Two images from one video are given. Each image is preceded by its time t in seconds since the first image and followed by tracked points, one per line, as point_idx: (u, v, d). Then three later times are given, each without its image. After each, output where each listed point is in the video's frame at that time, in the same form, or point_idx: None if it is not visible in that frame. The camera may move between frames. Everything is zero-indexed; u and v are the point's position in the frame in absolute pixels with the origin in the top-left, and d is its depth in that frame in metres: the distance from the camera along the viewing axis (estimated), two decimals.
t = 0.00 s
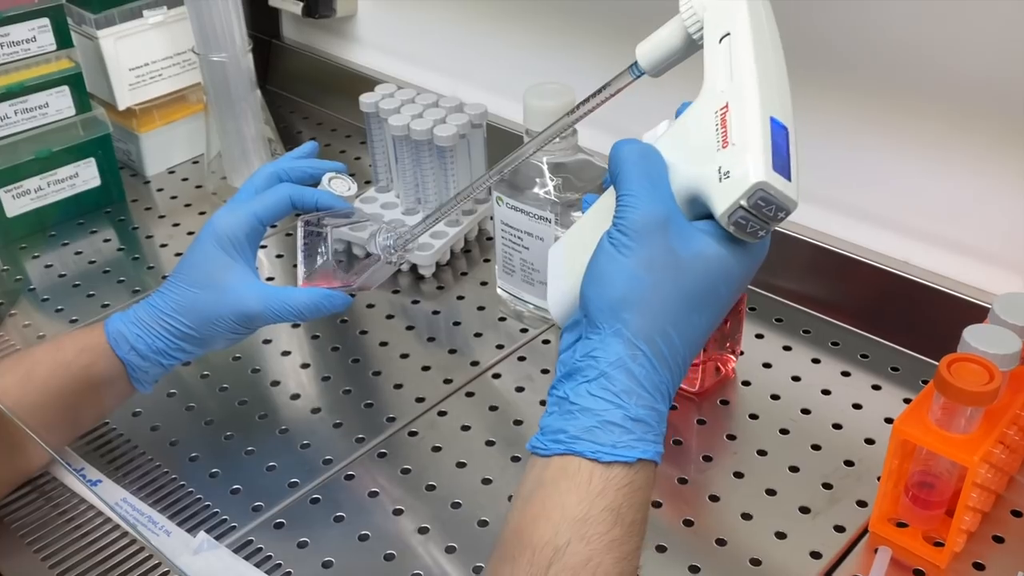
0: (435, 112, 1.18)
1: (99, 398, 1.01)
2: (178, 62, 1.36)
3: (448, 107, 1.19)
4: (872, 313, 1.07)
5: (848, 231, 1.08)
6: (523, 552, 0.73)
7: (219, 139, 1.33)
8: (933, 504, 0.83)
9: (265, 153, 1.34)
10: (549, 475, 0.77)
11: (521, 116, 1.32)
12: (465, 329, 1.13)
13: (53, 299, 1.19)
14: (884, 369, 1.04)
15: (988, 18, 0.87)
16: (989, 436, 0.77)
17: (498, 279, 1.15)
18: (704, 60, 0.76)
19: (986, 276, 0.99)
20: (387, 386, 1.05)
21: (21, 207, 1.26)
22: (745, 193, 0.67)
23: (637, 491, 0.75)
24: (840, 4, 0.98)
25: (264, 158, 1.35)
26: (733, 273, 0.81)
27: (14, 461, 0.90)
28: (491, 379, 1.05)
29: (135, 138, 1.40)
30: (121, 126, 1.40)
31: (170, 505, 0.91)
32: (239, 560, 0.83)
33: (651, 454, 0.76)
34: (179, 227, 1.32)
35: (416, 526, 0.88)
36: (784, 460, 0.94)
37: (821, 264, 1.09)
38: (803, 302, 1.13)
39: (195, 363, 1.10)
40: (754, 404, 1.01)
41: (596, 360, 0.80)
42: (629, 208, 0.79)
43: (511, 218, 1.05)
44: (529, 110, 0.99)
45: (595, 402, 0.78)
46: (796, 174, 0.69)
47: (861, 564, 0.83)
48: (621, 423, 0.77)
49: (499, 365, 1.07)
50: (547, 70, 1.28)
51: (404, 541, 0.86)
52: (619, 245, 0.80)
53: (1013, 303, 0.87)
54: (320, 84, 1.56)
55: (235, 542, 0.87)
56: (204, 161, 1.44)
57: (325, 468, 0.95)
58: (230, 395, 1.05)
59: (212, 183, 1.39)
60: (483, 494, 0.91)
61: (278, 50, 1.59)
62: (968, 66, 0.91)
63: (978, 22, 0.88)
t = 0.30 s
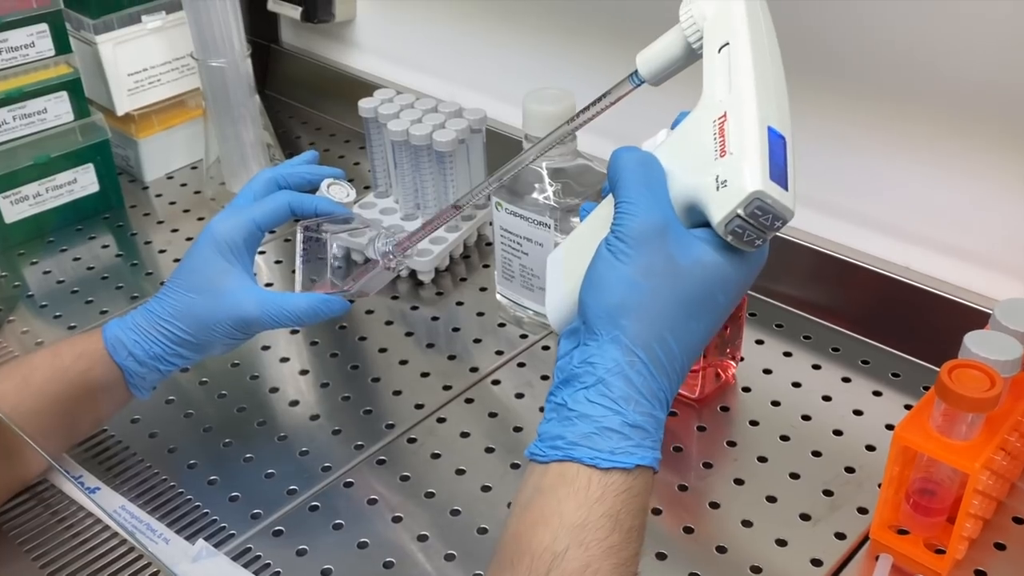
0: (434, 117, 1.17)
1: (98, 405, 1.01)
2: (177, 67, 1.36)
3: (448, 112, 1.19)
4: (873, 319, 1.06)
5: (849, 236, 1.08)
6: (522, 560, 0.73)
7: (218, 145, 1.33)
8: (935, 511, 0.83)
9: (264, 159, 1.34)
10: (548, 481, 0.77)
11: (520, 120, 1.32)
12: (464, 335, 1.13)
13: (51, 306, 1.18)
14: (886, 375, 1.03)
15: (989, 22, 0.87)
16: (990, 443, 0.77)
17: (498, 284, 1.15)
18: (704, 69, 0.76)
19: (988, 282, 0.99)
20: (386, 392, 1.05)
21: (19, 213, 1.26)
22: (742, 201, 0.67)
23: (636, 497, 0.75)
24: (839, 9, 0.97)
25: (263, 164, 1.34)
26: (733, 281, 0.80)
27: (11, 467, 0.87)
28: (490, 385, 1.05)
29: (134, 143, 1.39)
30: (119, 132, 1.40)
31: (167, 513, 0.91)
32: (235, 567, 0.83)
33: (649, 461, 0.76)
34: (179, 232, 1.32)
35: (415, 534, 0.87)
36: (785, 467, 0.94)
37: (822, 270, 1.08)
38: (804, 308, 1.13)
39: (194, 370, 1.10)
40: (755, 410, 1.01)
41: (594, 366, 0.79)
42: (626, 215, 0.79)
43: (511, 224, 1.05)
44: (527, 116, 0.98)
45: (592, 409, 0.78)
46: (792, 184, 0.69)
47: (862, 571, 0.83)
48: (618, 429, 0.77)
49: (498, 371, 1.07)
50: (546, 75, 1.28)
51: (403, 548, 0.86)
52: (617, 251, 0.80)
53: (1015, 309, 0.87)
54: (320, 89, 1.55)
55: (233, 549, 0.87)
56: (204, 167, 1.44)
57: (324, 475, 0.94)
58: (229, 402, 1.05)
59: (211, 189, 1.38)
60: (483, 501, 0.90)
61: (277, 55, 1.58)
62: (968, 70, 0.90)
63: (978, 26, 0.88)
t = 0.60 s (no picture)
0: (436, 121, 1.17)
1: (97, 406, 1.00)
2: (177, 70, 1.36)
3: (449, 117, 1.19)
4: (875, 324, 1.06)
5: (851, 241, 1.08)
6: None
7: (218, 148, 1.32)
8: (936, 516, 0.82)
9: (264, 162, 1.34)
10: (566, 498, 0.77)
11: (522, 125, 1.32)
12: (465, 340, 1.13)
13: (50, 308, 1.18)
14: (887, 381, 1.03)
15: (993, 28, 0.87)
16: (992, 448, 0.77)
17: (499, 289, 1.15)
18: (720, 59, 0.76)
19: (989, 287, 0.99)
20: (387, 397, 1.04)
21: (19, 215, 1.26)
22: (769, 196, 0.66)
23: (658, 517, 0.74)
24: (843, 15, 0.98)
25: (263, 167, 1.34)
26: (761, 285, 0.80)
27: (10, 468, 0.88)
28: (491, 389, 1.05)
29: (133, 146, 1.39)
30: (119, 135, 1.40)
31: (166, 516, 0.90)
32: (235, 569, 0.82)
33: (671, 478, 0.75)
34: (178, 235, 1.32)
35: (415, 538, 0.87)
36: (787, 472, 0.94)
37: (823, 275, 1.08)
38: (805, 313, 1.13)
39: (193, 373, 1.09)
40: (756, 415, 1.01)
41: (617, 378, 0.80)
42: (647, 219, 0.79)
43: (512, 228, 1.05)
44: (530, 120, 0.98)
45: (614, 422, 0.78)
46: (823, 175, 0.68)
47: None
48: (639, 444, 0.77)
49: (499, 376, 1.07)
50: (547, 79, 1.28)
51: (403, 553, 0.86)
52: (639, 258, 0.80)
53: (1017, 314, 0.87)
54: (320, 93, 1.55)
55: (233, 553, 0.86)
56: (203, 170, 1.43)
57: (324, 478, 0.94)
58: (228, 405, 1.04)
59: (212, 193, 1.36)
60: (485, 505, 0.90)
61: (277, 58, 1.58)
62: (972, 76, 0.91)
63: (982, 31, 0.88)
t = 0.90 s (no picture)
0: (439, 120, 1.17)
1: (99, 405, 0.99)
2: (180, 68, 1.35)
3: (453, 116, 1.19)
4: (879, 325, 1.06)
5: (855, 242, 1.08)
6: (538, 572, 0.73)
7: (221, 147, 1.32)
8: (940, 518, 0.82)
9: (267, 161, 1.33)
10: (569, 493, 0.77)
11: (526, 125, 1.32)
12: (468, 339, 1.12)
13: (52, 307, 1.17)
14: (891, 383, 1.03)
15: (1001, 27, 0.87)
16: (996, 450, 0.77)
17: (502, 289, 1.14)
18: (726, 58, 0.75)
19: (994, 288, 0.99)
20: (389, 396, 1.04)
21: (21, 213, 1.26)
22: (769, 193, 0.66)
23: (659, 511, 0.74)
24: (849, 15, 0.98)
25: (266, 166, 1.33)
26: (766, 281, 0.79)
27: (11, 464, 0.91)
28: (494, 390, 1.04)
29: (136, 144, 1.39)
30: (121, 133, 1.40)
31: (168, 514, 0.90)
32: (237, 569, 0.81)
33: (671, 472, 0.75)
34: (180, 234, 1.32)
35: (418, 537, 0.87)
36: (790, 473, 0.93)
37: (827, 275, 1.08)
38: (809, 314, 1.12)
39: (195, 372, 1.09)
40: (760, 416, 1.01)
41: (618, 373, 0.79)
42: (647, 215, 0.80)
43: (516, 228, 1.04)
44: (534, 119, 0.98)
45: (615, 417, 0.78)
46: (823, 171, 0.68)
47: None
48: (639, 439, 0.76)
49: (502, 376, 1.06)
50: (551, 79, 1.28)
51: (406, 552, 0.85)
52: (639, 254, 0.81)
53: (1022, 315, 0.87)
54: (323, 92, 1.55)
55: (235, 551, 0.86)
56: (206, 169, 1.43)
57: (326, 477, 0.94)
58: (230, 404, 1.04)
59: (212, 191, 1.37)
60: (487, 505, 0.90)
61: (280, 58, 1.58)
62: (979, 76, 0.91)
63: (990, 30, 0.88)
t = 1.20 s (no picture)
0: (443, 120, 1.17)
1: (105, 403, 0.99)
2: (183, 67, 1.35)
3: (457, 115, 1.18)
4: (883, 327, 1.06)
5: (860, 244, 1.08)
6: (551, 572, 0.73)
7: (224, 146, 1.32)
8: (944, 520, 0.82)
9: (270, 161, 1.33)
10: (582, 494, 0.76)
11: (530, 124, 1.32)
12: (471, 339, 1.12)
13: (54, 305, 1.17)
14: (895, 385, 1.03)
15: (1007, 30, 0.87)
16: (1002, 451, 0.77)
17: (506, 289, 1.14)
18: (747, 65, 0.76)
19: (998, 290, 0.99)
20: (392, 396, 1.04)
21: (23, 211, 1.25)
22: (791, 198, 0.66)
23: (673, 513, 0.74)
24: (855, 15, 0.98)
25: (269, 166, 1.33)
26: (783, 285, 0.79)
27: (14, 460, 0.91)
28: (497, 390, 1.04)
29: (139, 143, 1.38)
30: (124, 131, 1.39)
31: (172, 513, 0.90)
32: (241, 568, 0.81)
33: (686, 474, 0.75)
34: (182, 233, 1.31)
35: (421, 537, 0.86)
36: (795, 474, 0.93)
37: (831, 277, 1.08)
38: (813, 316, 1.12)
39: (197, 371, 1.09)
40: (764, 417, 1.00)
41: (635, 374, 0.79)
42: (666, 217, 0.80)
43: (521, 228, 1.04)
44: (539, 118, 0.98)
45: (631, 418, 0.77)
46: (844, 179, 0.68)
47: None
48: (655, 440, 0.76)
49: (505, 376, 1.06)
50: (555, 79, 1.28)
51: (409, 552, 0.85)
52: (658, 256, 0.81)
53: None
54: (327, 92, 1.55)
55: (239, 550, 0.85)
56: (208, 168, 1.43)
57: (330, 477, 0.93)
58: (233, 403, 1.03)
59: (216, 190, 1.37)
60: (490, 505, 0.89)
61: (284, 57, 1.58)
62: (985, 78, 0.91)
63: (996, 33, 0.88)
